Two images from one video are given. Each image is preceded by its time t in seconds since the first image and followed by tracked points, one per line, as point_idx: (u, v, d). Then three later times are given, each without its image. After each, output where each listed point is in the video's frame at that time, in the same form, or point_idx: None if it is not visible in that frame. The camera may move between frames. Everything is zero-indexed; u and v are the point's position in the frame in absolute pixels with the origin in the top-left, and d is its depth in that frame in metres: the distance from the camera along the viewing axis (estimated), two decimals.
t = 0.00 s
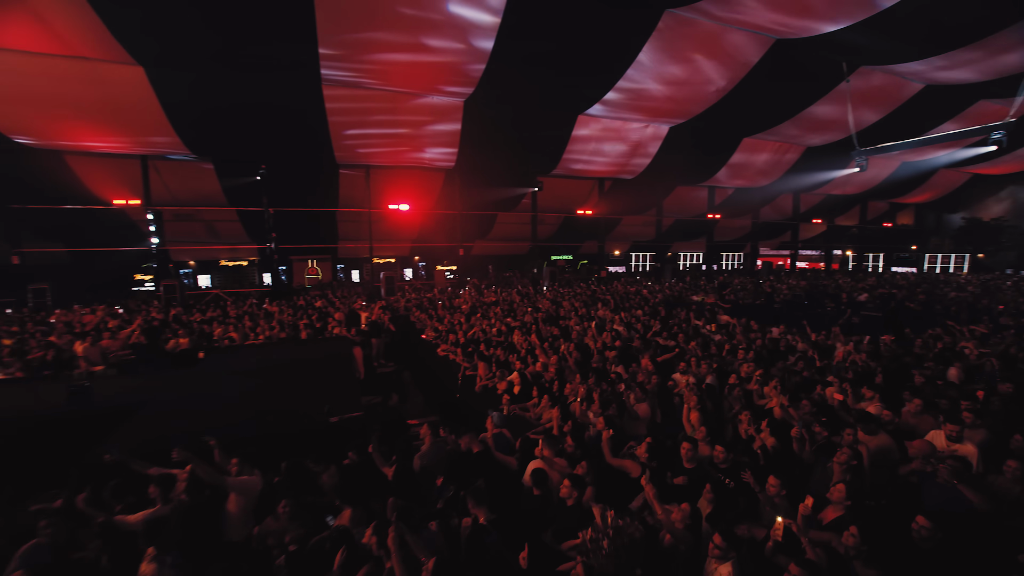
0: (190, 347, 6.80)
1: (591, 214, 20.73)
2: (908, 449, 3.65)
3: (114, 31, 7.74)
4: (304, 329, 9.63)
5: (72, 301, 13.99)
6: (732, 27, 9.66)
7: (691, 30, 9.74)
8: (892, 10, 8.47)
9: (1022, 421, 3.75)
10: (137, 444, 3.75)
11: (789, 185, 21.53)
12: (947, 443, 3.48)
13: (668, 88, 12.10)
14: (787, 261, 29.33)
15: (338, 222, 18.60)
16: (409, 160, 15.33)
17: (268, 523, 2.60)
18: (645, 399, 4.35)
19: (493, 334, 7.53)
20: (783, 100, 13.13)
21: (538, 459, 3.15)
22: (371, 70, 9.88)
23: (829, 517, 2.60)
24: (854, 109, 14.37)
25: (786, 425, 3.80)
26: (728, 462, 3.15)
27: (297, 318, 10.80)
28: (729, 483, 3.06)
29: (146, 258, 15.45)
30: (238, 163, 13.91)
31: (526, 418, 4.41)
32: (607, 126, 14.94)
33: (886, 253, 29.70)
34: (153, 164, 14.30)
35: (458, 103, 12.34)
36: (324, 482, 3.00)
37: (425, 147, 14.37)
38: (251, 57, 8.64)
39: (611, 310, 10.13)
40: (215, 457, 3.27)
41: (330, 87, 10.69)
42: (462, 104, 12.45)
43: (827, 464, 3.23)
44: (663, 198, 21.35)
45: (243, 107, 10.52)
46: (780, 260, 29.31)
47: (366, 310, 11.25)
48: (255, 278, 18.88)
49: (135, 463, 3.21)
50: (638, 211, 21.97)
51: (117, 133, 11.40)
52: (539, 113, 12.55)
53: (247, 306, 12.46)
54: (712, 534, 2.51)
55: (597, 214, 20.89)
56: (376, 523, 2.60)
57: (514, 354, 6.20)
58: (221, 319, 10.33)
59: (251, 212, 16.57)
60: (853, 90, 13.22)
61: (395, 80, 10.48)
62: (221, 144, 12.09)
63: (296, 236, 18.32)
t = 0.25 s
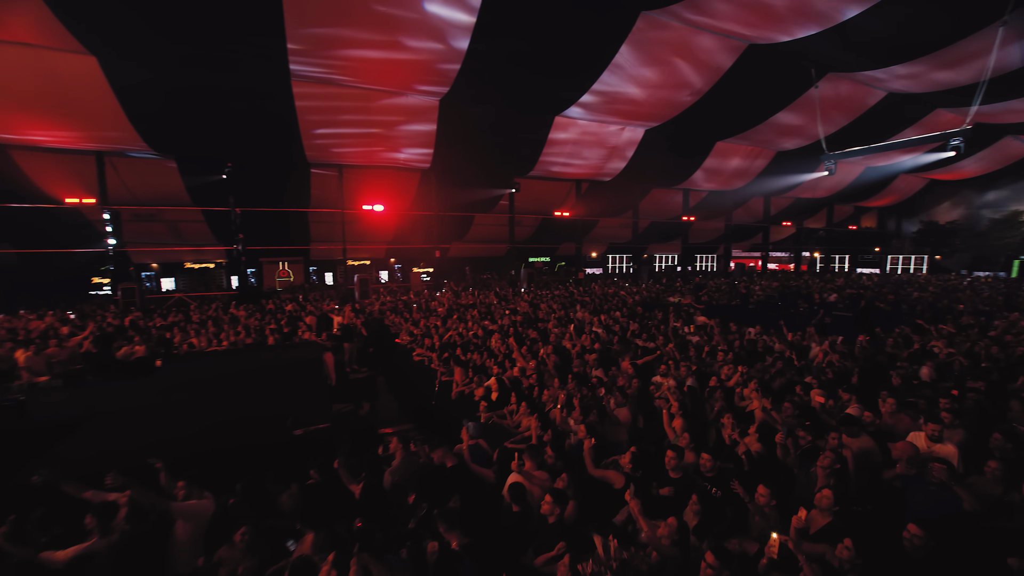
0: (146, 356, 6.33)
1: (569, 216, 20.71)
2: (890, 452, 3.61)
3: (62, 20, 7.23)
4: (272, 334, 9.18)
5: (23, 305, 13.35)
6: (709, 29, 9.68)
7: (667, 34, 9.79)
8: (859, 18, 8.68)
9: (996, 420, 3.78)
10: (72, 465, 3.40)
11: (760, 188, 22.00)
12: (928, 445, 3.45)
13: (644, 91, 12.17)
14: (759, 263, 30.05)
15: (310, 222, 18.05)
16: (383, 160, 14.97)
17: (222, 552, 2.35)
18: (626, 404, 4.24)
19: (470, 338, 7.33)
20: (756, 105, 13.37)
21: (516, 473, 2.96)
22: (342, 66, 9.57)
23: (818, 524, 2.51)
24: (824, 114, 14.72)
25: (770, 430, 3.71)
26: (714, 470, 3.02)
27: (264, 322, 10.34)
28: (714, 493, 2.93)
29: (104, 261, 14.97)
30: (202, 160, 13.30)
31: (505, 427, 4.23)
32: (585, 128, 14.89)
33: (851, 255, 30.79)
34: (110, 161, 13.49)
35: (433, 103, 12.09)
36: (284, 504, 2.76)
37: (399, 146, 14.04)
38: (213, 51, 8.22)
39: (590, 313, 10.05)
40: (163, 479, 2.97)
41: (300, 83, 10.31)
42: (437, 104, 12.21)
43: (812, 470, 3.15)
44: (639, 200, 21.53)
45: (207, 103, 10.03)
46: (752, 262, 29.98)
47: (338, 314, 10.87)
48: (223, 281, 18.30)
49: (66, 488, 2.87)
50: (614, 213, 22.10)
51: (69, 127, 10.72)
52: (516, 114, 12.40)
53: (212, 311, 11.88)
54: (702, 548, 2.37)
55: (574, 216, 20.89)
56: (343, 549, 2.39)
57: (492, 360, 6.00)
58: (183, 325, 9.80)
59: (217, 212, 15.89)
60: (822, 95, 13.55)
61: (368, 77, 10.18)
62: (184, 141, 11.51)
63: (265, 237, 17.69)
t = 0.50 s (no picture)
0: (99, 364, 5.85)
1: (548, 216, 20.66)
2: (875, 453, 3.57)
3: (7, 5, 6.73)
4: (239, 339, 8.75)
5: None
6: (688, 31, 9.72)
7: (647, 36, 9.76)
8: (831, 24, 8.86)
9: (974, 418, 3.79)
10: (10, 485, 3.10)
11: (734, 189, 22.40)
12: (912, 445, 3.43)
13: (622, 92, 12.13)
14: (733, 263, 30.62)
15: (281, 222, 17.48)
16: (358, 158, 14.59)
17: None
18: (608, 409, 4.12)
19: (448, 341, 7.10)
20: (732, 108, 13.54)
21: (496, 488, 2.78)
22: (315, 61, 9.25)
23: (810, 534, 2.43)
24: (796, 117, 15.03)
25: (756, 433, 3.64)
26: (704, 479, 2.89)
27: (232, 326, 9.90)
28: (704, 503, 2.81)
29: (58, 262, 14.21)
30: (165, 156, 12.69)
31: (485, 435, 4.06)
32: (564, 128, 14.82)
33: (821, 255, 31.70)
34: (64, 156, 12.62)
35: (409, 101, 11.82)
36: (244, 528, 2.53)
37: (375, 144, 13.70)
38: (176, 42, 7.82)
39: (570, 313, 9.94)
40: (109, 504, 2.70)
41: (270, 77, 9.92)
42: (414, 102, 11.95)
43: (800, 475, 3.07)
44: (617, 201, 21.64)
45: (170, 96, 9.54)
46: (727, 262, 30.54)
47: (311, 317, 10.53)
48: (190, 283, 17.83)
49: None
50: (593, 213, 22.14)
51: (18, 119, 10.04)
52: (495, 112, 12.27)
53: (176, 314, 11.34)
54: (695, 562, 2.24)
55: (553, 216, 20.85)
56: None
57: (471, 364, 5.81)
58: (143, 329, 9.29)
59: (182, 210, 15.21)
60: (795, 98, 13.81)
61: (341, 72, 9.86)
62: (146, 136, 10.94)
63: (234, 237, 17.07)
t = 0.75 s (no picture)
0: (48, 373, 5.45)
1: (529, 216, 20.50)
2: (864, 455, 3.47)
3: None
4: (206, 342, 8.30)
5: None
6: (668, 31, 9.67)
7: (623, 36, 9.63)
8: (808, 26, 8.96)
9: (957, 419, 3.76)
10: None
11: (712, 190, 22.66)
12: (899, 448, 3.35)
13: (601, 92, 12.03)
14: (711, 263, 31.08)
15: (253, 221, 16.88)
16: (333, 155, 14.14)
17: None
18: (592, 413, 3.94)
19: (426, 344, 6.84)
20: (710, 109, 13.62)
21: (474, 505, 2.58)
22: (284, 53, 8.87)
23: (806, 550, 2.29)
24: (772, 118, 15.19)
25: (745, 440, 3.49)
26: (696, 490, 2.75)
27: (199, 330, 9.41)
28: (694, 516, 2.66)
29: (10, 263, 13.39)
30: (126, 151, 12.05)
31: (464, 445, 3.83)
32: (543, 127, 14.61)
33: (795, 255, 32.39)
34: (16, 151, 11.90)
35: (386, 98, 11.50)
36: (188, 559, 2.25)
37: (350, 142, 13.29)
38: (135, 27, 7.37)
39: (552, 314, 9.79)
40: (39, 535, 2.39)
41: (237, 69, 9.50)
42: (391, 100, 11.63)
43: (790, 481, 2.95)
44: (598, 201, 21.62)
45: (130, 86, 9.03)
46: (705, 262, 30.91)
47: (283, 320, 10.11)
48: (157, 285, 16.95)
49: None
50: (574, 214, 22.14)
51: None
52: (474, 109, 12.03)
53: (139, 318, 10.75)
54: None
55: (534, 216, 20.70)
56: None
57: (449, 368, 5.57)
58: (102, 334, 8.75)
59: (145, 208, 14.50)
60: (770, 100, 13.95)
61: (313, 66, 9.51)
62: (105, 128, 10.35)
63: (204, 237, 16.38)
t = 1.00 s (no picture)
0: None
1: (508, 216, 20.33)
2: (852, 459, 3.40)
3: None
4: (168, 348, 7.82)
5: None
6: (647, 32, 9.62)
7: (598, 34, 9.46)
8: (785, 30, 9.07)
9: (941, 422, 3.72)
10: None
11: (690, 191, 22.89)
12: (884, 452, 3.31)
13: (579, 91, 11.89)
14: (688, 263, 31.53)
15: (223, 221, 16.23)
16: (307, 153, 13.69)
17: None
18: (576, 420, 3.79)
19: (403, 348, 6.58)
20: (689, 110, 13.68)
21: (451, 527, 2.40)
22: (254, 45, 8.48)
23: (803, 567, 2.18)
24: (748, 120, 15.36)
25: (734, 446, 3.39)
26: (687, 503, 2.61)
27: (162, 335, 8.91)
28: (686, 530, 2.55)
29: None
30: (83, 145, 11.37)
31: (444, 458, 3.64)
32: (522, 127, 14.41)
33: (769, 255, 33.08)
34: None
35: (361, 95, 11.17)
36: None
37: (324, 140, 12.88)
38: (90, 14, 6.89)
39: (532, 316, 9.65)
40: None
41: (203, 61, 9.05)
42: (367, 97, 11.30)
43: (780, 489, 2.85)
44: (577, 201, 21.58)
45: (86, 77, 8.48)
46: (682, 262, 31.28)
47: (253, 324, 9.67)
48: (120, 287, 16.14)
49: None
50: (554, 214, 22.09)
51: None
52: (453, 107, 11.79)
53: (97, 322, 10.14)
54: None
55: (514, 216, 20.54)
56: None
57: (427, 374, 5.34)
58: (54, 340, 8.18)
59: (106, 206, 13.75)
60: (747, 102, 14.09)
61: (285, 60, 9.13)
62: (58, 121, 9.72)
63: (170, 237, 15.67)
